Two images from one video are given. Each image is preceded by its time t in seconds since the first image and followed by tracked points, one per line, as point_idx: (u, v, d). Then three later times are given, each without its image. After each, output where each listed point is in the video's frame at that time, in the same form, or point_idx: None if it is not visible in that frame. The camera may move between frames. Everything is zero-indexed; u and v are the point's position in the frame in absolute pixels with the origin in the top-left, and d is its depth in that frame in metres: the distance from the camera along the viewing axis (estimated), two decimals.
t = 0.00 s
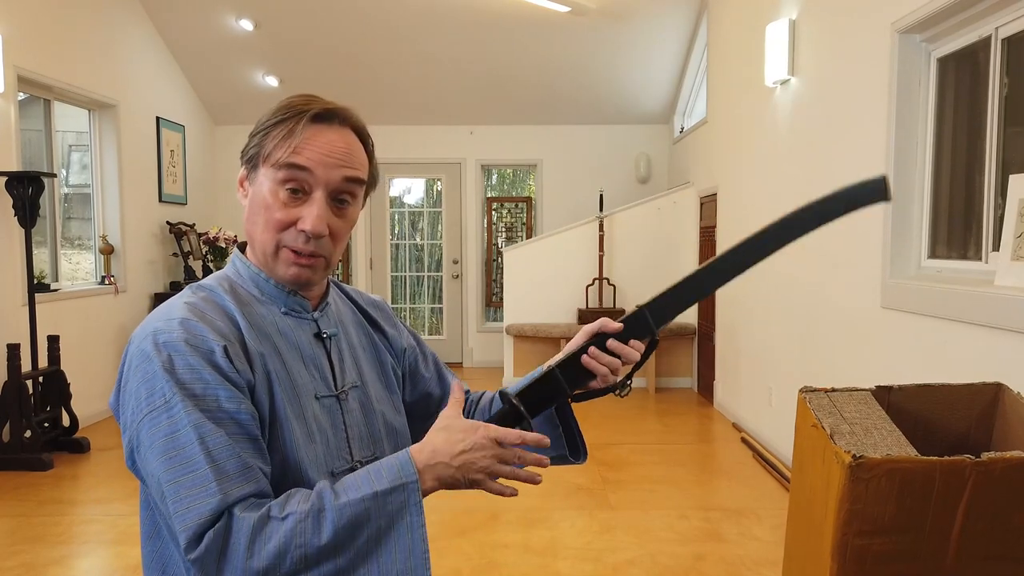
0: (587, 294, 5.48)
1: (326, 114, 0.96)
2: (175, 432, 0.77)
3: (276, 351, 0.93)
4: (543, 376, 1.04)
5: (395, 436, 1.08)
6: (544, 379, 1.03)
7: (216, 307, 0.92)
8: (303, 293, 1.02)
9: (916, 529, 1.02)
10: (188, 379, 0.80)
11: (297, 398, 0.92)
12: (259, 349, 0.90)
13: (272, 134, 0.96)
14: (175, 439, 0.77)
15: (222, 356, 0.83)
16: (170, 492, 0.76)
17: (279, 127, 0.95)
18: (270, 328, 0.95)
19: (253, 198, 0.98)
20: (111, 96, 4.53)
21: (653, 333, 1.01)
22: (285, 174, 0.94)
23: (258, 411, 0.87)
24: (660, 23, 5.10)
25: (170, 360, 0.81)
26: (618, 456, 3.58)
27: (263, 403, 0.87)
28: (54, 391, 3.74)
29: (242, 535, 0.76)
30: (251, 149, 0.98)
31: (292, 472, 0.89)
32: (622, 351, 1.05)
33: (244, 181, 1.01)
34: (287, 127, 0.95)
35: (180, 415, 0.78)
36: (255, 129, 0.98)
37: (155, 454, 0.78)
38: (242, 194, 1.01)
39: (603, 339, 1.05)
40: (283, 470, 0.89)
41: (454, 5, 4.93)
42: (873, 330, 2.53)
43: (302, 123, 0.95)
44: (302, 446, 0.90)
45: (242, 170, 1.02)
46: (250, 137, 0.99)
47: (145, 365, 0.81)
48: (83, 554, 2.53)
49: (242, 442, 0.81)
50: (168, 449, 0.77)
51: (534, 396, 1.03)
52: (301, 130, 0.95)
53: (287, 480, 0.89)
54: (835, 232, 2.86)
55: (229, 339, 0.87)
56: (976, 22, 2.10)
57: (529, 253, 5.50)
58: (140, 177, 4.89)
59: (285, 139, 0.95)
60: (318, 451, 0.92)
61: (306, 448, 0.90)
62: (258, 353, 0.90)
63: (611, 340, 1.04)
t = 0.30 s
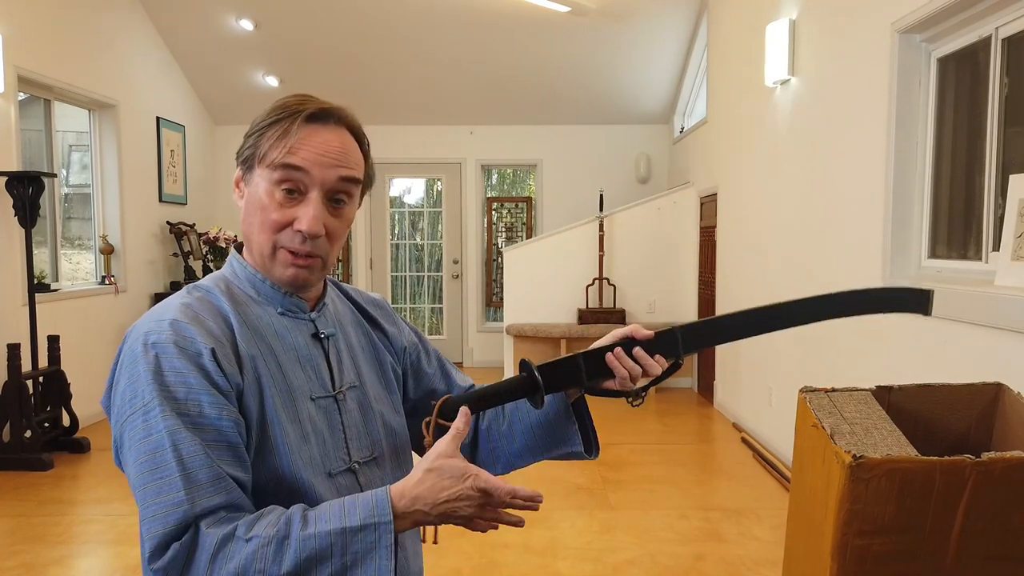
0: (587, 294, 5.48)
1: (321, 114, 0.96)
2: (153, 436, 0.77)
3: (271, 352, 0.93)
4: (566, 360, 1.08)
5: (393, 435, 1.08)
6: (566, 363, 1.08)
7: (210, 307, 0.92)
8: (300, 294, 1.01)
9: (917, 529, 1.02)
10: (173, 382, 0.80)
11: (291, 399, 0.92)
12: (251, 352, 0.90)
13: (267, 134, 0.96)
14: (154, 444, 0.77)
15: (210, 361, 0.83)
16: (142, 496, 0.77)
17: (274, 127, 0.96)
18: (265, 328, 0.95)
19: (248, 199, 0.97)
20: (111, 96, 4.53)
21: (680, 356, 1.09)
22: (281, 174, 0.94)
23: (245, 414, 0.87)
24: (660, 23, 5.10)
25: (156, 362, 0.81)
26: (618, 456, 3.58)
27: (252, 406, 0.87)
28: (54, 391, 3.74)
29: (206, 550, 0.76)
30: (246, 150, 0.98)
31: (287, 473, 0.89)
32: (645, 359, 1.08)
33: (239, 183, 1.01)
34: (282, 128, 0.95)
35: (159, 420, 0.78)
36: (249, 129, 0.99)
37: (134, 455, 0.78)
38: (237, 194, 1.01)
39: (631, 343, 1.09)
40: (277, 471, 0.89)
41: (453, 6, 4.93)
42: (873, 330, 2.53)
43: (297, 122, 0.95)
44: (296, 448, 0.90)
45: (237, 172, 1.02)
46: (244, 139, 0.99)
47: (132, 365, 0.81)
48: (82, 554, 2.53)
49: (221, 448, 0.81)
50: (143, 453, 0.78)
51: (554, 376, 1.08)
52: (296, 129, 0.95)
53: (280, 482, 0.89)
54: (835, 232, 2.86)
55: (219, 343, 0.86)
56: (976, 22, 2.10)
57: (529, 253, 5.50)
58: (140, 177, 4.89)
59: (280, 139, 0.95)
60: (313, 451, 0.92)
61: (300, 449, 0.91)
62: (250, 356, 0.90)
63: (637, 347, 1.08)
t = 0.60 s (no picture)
0: (587, 294, 5.49)
1: (312, 112, 0.96)
2: (176, 425, 0.77)
3: (274, 349, 0.93)
4: (569, 367, 1.06)
5: (393, 434, 1.08)
6: (566, 371, 1.06)
7: (212, 306, 0.92)
8: (296, 293, 1.01)
9: (917, 529, 1.02)
10: (184, 374, 0.80)
11: (296, 395, 0.92)
12: (256, 347, 0.90)
13: (259, 134, 0.96)
14: (172, 433, 0.77)
15: (218, 352, 0.83)
16: (168, 486, 0.76)
17: (265, 127, 0.95)
18: (267, 326, 0.95)
19: (241, 199, 0.98)
20: (111, 96, 4.53)
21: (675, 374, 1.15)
22: (273, 174, 0.94)
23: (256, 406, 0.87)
24: (660, 23, 5.10)
25: (166, 355, 0.80)
26: (619, 456, 3.58)
27: (262, 397, 0.88)
28: (54, 391, 3.74)
29: (244, 529, 0.75)
30: (238, 150, 0.98)
31: (294, 471, 0.89)
32: (642, 375, 1.11)
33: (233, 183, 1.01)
34: (273, 127, 0.95)
35: (177, 409, 0.77)
36: (240, 129, 0.98)
37: (152, 449, 0.77)
38: (231, 195, 1.01)
39: (628, 359, 1.11)
40: (284, 467, 0.89)
41: (454, 5, 4.93)
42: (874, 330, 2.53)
43: (287, 121, 0.95)
44: (303, 443, 0.90)
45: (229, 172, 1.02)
46: (236, 138, 0.99)
47: (141, 361, 0.80)
48: (83, 554, 2.53)
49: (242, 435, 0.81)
50: (163, 443, 0.77)
51: (554, 383, 1.05)
52: (286, 129, 0.95)
53: (288, 477, 0.89)
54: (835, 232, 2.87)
55: (224, 337, 0.87)
56: (975, 22, 2.10)
57: (529, 254, 5.50)
58: (140, 177, 4.89)
59: (272, 139, 0.95)
60: (316, 449, 0.92)
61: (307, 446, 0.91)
62: (256, 351, 0.90)
63: (635, 362, 1.11)
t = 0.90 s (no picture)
0: (587, 294, 5.50)
1: (314, 115, 0.99)
2: (104, 442, 0.84)
3: (256, 357, 0.99)
4: (677, 348, 1.22)
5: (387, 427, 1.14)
6: (671, 348, 1.22)
7: (200, 312, 0.98)
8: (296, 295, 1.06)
9: (917, 528, 1.02)
10: (137, 390, 0.87)
11: (278, 402, 0.98)
12: (233, 357, 0.96)
13: (261, 137, 0.99)
14: (103, 450, 0.84)
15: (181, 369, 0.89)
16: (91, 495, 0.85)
17: (267, 130, 0.98)
18: (254, 332, 1.01)
19: (244, 201, 1.01)
20: (111, 96, 4.53)
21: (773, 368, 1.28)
22: (275, 177, 0.98)
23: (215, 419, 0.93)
24: (660, 23, 5.09)
25: (124, 370, 0.88)
26: (618, 456, 3.58)
27: (225, 413, 0.93)
28: (54, 391, 3.74)
29: (134, 548, 0.83)
30: (241, 152, 1.01)
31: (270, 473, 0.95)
32: (743, 364, 1.25)
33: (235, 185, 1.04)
34: (274, 130, 0.98)
35: (112, 428, 0.84)
36: (243, 131, 1.01)
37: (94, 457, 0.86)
38: (233, 196, 1.04)
39: (732, 347, 1.25)
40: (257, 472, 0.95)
41: (454, 5, 4.93)
42: (874, 329, 2.53)
43: (289, 124, 0.98)
44: (279, 450, 0.96)
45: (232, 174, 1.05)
46: (239, 140, 1.02)
47: (108, 370, 0.89)
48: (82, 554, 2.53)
49: (169, 457, 0.88)
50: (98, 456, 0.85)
51: (660, 357, 1.22)
52: (288, 132, 0.98)
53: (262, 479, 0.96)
54: (835, 232, 2.87)
55: (196, 350, 0.93)
56: (976, 22, 2.10)
57: (529, 254, 5.50)
58: (140, 177, 4.89)
59: (274, 142, 0.98)
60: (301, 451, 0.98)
61: (284, 451, 0.96)
62: (231, 362, 0.95)
63: (738, 352, 1.25)
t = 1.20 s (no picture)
0: (587, 294, 5.50)
1: (305, 117, 0.99)
2: (91, 446, 0.86)
3: (251, 360, 0.99)
4: (685, 356, 1.24)
5: (387, 432, 1.14)
6: (678, 357, 1.24)
7: (195, 316, 0.99)
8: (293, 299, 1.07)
9: (917, 528, 1.02)
10: (126, 394, 0.89)
11: (274, 406, 0.98)
12: (227, 359, 0.97)
13: (254, 141, 0.99)
14: (89, 454, 0.86)
15: (171, 374, 0.91)
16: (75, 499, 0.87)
17: (259, 134, 0.99)
18: (251, 334, 1.01)
19: (239, 206, 1.02)
20: (111, 96, 4.53)
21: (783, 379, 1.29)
22: (268, 181, 0.98)
23: (206, 423, 0.94)
24: (660, 23, 5.09)
25: (114, 374, 0.90)
26: (619, 456, 3.58)
27: (215, 418, 0.94)
28: (54, 391, 3.74)
29: (114, 554, 0.85)
30: (235, 157, 1.02)
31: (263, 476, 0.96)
32: (750, 374, 1.25)
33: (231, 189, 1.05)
34: (266, 134, 0.99)
35: (97, 433, 0.87)
36: (237, 135, 1.02)
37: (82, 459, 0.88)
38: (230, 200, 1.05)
39: (741, 357, 1.27)
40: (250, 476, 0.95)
41: (454, 5, 4.93)
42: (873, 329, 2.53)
43: (280, 127, 0.98)
44: (272, 454, 0.96)
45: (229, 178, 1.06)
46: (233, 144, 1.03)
47: (101, 371, 0.91)
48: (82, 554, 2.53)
49: (154, 463, 0.89)
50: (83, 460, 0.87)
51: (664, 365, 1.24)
52: (280, 135, 0.98)
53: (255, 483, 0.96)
54: (834, 231, 2.87)
55: (187, 354, 0.94)
56: (976, 22, 2.10)
57: (529, 253, 5.51)
58: (140, 177, 4.89)
59: (266, 147, 0.98)
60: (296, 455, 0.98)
61: (278, 454, 0.97)
62: (225, 364, 0.96)
63: (746, 361, 1.26)
